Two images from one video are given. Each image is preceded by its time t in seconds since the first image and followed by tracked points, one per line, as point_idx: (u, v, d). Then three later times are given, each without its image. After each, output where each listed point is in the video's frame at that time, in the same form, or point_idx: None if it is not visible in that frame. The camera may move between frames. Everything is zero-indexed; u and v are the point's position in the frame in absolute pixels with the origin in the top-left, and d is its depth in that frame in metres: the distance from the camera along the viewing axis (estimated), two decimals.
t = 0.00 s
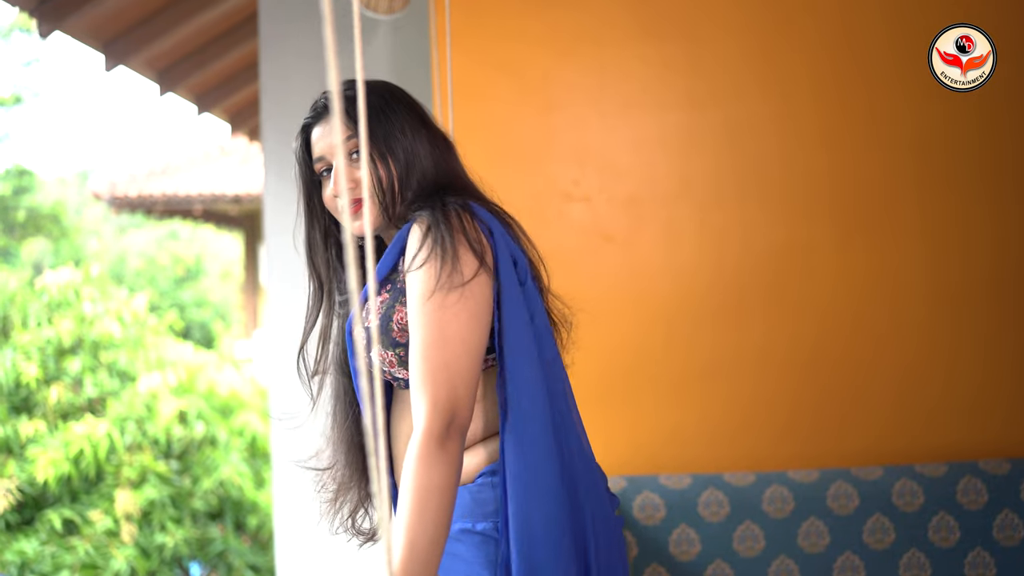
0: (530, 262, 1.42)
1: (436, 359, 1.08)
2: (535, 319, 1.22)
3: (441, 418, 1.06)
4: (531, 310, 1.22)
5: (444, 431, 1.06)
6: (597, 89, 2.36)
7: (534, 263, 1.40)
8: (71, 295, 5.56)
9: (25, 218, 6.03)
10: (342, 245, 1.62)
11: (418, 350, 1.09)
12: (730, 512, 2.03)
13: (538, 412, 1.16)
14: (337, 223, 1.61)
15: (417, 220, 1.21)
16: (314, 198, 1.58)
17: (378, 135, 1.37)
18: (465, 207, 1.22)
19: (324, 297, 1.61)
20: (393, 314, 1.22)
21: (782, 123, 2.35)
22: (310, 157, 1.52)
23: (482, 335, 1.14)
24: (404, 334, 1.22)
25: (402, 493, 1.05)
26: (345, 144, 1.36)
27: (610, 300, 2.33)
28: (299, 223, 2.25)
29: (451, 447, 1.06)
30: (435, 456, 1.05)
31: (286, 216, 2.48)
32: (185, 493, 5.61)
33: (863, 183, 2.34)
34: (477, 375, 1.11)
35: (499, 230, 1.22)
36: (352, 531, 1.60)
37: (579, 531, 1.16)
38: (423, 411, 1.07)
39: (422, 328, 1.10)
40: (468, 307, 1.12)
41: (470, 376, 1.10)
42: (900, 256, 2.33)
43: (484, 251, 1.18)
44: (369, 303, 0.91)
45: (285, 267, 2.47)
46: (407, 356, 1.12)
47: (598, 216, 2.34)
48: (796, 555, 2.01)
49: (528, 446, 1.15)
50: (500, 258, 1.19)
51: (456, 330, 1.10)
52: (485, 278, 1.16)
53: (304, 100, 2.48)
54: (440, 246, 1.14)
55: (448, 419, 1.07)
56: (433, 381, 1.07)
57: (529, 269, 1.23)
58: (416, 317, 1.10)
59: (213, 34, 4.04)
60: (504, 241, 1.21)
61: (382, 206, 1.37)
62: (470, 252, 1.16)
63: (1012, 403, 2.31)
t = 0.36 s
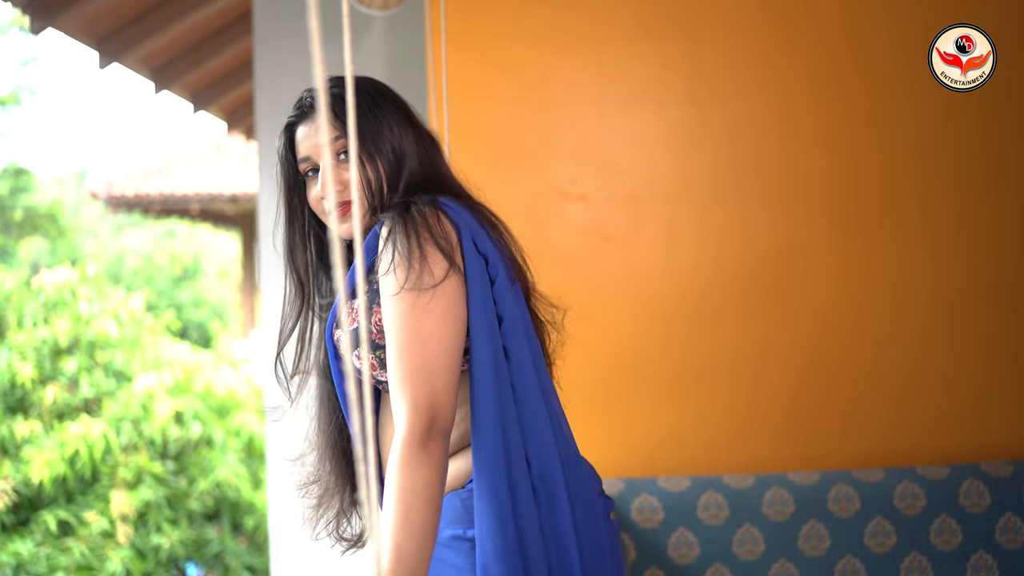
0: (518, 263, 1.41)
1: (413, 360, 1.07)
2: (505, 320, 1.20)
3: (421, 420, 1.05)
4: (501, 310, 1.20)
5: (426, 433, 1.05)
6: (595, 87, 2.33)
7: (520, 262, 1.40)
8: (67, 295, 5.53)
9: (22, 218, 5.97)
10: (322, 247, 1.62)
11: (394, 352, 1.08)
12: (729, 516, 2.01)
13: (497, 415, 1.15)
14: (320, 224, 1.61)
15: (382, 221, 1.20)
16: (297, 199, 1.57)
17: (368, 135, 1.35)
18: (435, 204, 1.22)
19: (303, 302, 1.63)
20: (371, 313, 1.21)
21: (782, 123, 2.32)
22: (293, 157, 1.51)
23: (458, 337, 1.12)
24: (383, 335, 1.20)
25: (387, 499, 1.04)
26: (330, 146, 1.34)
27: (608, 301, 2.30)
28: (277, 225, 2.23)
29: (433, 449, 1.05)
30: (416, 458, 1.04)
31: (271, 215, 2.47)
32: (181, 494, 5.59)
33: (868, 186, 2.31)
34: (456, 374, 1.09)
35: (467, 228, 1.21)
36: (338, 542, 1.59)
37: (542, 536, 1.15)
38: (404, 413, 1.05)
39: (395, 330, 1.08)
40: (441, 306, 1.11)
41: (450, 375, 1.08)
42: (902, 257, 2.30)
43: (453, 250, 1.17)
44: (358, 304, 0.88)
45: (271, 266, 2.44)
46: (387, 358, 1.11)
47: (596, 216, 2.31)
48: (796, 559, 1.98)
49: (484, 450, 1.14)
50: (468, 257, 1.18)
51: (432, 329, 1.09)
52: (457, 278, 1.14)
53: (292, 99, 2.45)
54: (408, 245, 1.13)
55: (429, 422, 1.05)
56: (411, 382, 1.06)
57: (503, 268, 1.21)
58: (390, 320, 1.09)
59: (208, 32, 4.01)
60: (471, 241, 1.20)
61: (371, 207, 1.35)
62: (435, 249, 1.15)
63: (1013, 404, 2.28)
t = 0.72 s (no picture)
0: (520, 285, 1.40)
1: (409, 390, 1.06)
2: (502, 347, 1.18)
3: (417, 452, 1.05)
4: (497, 337, 1.18)
5: (421, 465, 1.05)
6: (595, 94, 2.31)
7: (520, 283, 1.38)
8: (64, 298, 5.51)
9: (20, 219, 5.94)
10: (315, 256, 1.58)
11: (389, 382, 1.07)
12: (731, 533, 1.98)
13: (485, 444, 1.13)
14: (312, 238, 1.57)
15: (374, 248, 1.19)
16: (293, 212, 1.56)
17: (371, 154, 1.32)
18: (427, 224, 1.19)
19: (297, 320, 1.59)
20: (369, 340, 1.19)
21: (784, 132, 2.29)
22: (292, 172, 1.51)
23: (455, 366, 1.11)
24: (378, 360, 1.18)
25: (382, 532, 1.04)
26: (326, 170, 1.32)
27: (609, 313, 2.28)
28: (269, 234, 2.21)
29: (429, 480, 1.05)
30: (412, 493, 1.03)
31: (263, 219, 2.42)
32: (179, 500, 5.58)
33: (867, 187, 2.29)
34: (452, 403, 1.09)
35: (464, 253, 1.19)
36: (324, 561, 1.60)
37: (530, 564, 1.13)
38: (399, 446, 1.05)
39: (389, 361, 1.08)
40: (438, 337, 1.10)
41: (446, 405, 1.08)
42: (900, 262, 2.28)
43: (449, 276, 1.15)
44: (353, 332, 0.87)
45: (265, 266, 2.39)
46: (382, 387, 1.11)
47: (596, 227, 2.29)
48: None
49: (472, 479, 1.12)
50: (465, 280, 1.16)
51: (428, 360, 1.08)
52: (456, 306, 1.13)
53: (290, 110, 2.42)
54: (403, 273, 1.12)
55: (424, 453, 1.05)
56: (407, 414, 1.06)
57: (501, 293, 1.20)
58: (385, 351, 1.08)
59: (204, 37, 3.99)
60: (468, 266, 1.18)
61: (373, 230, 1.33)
62: (432, 278, 1.13)
63: (1013, 405, 2.27)
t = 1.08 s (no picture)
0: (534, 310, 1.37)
1: (416, 420, 1.06)
2: (516, 379, 1.16)
3: (421, 483, 1.05)
4: (511, 367, 1.16)
5: (425, 498, 1.05)
6: (594, 103, 2.28)
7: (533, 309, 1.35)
8: (59, 302, 5.48)
9: (17, 221, 5.92)
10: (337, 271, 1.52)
11: (398, 410, 1.07)
12: (731, 550, 1.95)
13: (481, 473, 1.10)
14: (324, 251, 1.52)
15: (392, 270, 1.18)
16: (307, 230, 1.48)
17: (388, 170, 1.28)
18: (448, 249, 1.18)
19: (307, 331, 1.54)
20: (376, 362, 1.21)
21: (785, 142, 2.26)
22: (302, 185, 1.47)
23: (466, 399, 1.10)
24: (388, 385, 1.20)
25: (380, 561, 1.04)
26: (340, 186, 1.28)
27: (606, 327, 2.25)
28: (277, 251, 2.17)
29: (432, 513, 1.05)
30: (412, 526, 1.04)
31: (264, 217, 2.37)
32: (176, 505, 5.57)
33: (868, 197, 2.26)
34: (460, 434, 1.09)
35: (483, 280, 1.17)
36: None
37: None
38: (403, 476, 1.05)
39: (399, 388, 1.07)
40: (452, 370, 1.09)
41: (452, 436, 1.08)
42: (899, 264, 2.25)
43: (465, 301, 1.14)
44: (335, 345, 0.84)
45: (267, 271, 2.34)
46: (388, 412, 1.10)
47: (593, 240, 2.26)
48: None
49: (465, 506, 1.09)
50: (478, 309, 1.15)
51: (440, 391, 1.08)
52: (472, 338, 1.12)
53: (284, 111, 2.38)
54: (420, 301, 1.11)
55: (428, 485, 1.06)
56: (413, 443, 1.05)
57: (518, 322, 1.18)
58: (397, 380, 1.08)
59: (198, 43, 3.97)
60: (485, 293, 1.16)
61: (388, 248, 1.30)
62: (450, 306, 1.12)
63: (1012, 406, 2.24)
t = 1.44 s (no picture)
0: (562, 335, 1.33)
1: (433, 456, 1.03)
2: (545, 417, 1.14)
3: (432, 523, 1.03)
4: (541, 405, 1.14)
5: (435, 538, 1.03)
6: (593, 113, 2.37)
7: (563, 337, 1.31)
8: (56, 305, 5.44)
9: (16, 222, 5.75)
10: (362, 279, 1.43)
11: (416, 443, 1.04)
12: (730, 567, 1.96)
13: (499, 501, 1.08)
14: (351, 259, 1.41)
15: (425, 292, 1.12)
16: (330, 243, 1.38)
17: (416, 180, 1.19)
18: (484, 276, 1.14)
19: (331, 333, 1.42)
20: (397, 383, 1.18)
21: (780, 146, 2.38)
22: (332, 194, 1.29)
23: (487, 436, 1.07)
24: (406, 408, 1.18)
25: None
26: (367, 199, 1.20)
27: (604, 332, 2.36)
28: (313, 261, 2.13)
29: (440, 554, 1.04)
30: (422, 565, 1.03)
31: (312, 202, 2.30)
32: (172, 510, 5.60)
33: (867, 205, 2.38)
34: (482, 466, 1.07)
35: (518, 314, 1.13)
36: None
37: None
38: (415, 512, 1.03)
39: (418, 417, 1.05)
40: (478, 404, 1.06)
41: (471, 473, 1.05)
42: (899, 274, 2.38)
43: (493, 330, 1.10)
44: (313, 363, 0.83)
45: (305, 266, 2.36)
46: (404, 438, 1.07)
47: (593, 249, 2.36)
48: None
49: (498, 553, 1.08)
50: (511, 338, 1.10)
51: (461, 424, 1.04)
52: (502, 372, 1.09)
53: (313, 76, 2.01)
54: (451, 331, 1.07)
55: (441, 522, 1.03)
56: (427, 481, 1.03)
57: (549, 359, 1.15)
58: (419, 411, 1.04)
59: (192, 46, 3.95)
60: (519, 328, 1.12)
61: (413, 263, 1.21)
62: (481, 340, 1.08)
63: (1005, 410, 2.40)
